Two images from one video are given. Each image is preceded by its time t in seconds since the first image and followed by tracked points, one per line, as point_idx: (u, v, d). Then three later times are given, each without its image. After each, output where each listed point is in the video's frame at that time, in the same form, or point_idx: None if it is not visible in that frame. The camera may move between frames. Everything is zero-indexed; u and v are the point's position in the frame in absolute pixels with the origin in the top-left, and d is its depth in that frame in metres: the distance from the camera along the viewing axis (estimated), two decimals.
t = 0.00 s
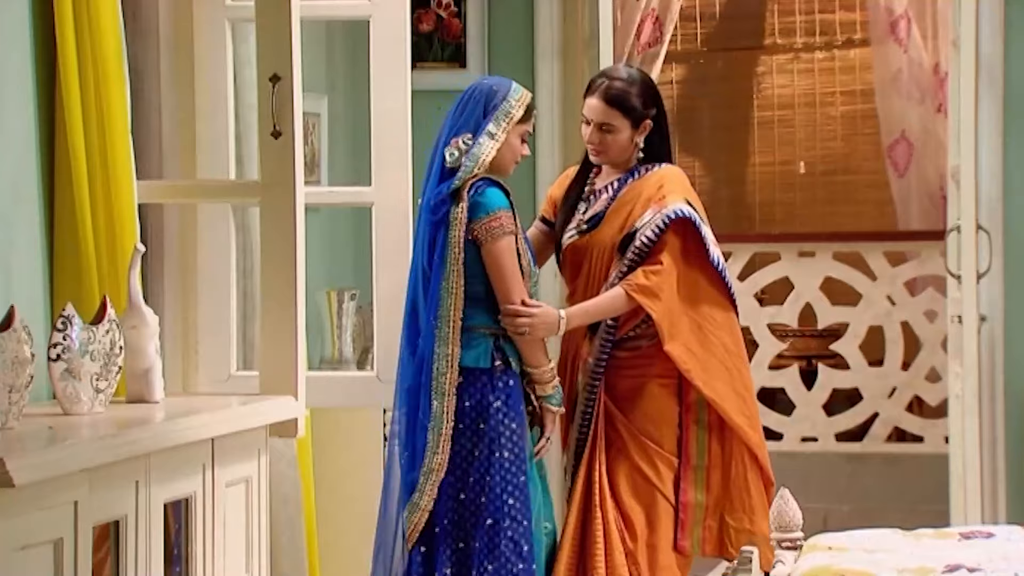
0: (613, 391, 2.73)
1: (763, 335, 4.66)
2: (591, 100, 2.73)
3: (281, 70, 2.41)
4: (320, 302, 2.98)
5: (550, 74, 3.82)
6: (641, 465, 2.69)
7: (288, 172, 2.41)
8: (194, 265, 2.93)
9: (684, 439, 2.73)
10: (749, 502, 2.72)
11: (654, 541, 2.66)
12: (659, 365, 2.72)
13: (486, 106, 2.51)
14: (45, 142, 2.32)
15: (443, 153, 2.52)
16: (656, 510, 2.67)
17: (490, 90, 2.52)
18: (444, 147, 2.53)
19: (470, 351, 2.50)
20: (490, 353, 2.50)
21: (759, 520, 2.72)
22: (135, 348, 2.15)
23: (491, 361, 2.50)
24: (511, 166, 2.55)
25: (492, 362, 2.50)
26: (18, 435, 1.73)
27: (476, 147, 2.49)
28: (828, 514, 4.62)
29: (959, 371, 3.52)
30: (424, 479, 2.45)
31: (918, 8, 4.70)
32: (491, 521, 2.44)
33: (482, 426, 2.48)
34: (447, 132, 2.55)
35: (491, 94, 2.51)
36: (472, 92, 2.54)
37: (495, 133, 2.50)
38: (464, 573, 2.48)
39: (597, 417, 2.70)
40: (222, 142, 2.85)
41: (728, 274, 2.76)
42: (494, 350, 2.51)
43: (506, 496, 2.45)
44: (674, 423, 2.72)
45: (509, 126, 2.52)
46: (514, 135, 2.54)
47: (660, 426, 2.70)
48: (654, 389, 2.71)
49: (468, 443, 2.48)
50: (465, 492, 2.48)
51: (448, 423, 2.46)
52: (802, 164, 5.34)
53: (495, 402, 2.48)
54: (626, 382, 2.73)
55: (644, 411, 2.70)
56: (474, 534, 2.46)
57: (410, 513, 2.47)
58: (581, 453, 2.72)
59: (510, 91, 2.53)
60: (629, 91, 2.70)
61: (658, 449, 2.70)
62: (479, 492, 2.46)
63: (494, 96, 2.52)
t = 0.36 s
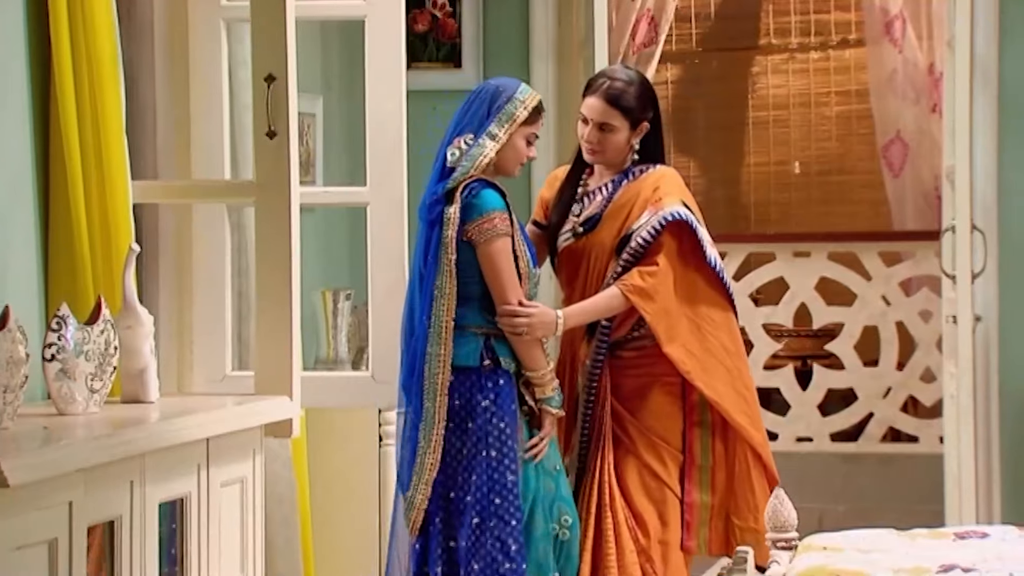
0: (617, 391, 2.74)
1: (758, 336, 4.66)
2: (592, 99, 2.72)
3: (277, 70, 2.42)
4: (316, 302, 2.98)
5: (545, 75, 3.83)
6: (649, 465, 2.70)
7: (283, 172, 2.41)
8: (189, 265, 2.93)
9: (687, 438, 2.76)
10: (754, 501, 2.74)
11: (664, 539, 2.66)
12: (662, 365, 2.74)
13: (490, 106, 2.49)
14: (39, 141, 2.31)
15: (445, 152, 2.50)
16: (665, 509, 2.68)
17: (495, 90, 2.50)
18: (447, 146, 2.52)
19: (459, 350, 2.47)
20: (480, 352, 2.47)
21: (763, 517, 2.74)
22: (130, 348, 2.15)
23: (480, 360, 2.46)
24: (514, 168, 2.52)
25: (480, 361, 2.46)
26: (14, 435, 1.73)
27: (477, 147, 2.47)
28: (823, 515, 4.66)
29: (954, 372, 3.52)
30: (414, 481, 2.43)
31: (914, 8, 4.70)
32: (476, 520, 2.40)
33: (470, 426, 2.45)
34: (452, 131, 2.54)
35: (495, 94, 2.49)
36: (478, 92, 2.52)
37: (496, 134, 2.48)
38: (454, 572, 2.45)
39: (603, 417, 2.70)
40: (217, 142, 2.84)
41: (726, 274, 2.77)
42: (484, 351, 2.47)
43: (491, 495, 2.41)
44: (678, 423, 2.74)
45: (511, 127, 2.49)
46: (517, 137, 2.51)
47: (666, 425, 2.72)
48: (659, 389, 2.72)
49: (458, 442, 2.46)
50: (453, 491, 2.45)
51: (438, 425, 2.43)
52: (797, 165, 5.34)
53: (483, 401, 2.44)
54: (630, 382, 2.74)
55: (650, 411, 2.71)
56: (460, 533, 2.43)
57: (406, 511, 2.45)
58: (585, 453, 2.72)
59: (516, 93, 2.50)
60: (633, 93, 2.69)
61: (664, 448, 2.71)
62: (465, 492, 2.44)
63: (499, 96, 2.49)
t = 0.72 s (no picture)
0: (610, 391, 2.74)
1: (742, 335, 4.66)
2: (583, 97, 2.73)
3: (260, 70, 2.41)
4: (299, 302, 2.98)
5: (528, 76, 3.82)
6: (644, 465, 2.71)
7: (266, 172, 2.41)
8: (171, 266, 2.92)
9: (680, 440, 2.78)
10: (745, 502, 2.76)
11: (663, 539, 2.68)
12: (655, 366, 2.74)
13: (487, 108, 2.52)
14: (22, 141, 2.31)
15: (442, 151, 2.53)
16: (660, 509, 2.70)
17: (493, 91, 2.53)
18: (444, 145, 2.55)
19: (448, 349, 2.50)
20: (469, 351, 2.50)
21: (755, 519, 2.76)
22: (112, 349, 2.15)
23: (468, 359, 2.49)
24: (513, 168, 2.54)
25: (468, 361, 2.49)
26: None
27: (472, 147, 2.50)
28: (806, 515, 4.65)
29: (936, 372, 3.53)
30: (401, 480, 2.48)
31: (896, 8, 4.70)
32: (459, 519, 2.44)
33: (455, 425, 2.48)
34: (450, 130, 2.57)
35: (493, 95, 2.52)
36: (477, 92, 2.55)
37: (492, 135, 2.50)
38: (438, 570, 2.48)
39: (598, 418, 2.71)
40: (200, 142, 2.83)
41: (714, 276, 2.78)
42: (474, 349, 2.50)
43: (473, 495, 2.44)
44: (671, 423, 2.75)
45: (507, 128, 2.51)
46: (515, 137, 2.53)
47: (660, 425, 2.73)
48: (652, 389, 2.73)
49: (444, 441, 2.49)
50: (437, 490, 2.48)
51: (425, 426, 2.47)
52: (780, 165, 5.34)
53: (469, 400, 2.48)
54: (623, 382, 2.74)
55: (643, 412, 2.72)
56: (443, 531, 2.46)
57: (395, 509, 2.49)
58: (580, 451, 2.73)
59: (513, 94, 2.52)
60: (625, 91, 2.71)
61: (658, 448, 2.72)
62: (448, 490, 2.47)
63: (496, 97, 2.52)
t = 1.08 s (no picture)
0: (604, 392, 2.69)
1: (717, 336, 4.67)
2: (579, 94, 2.70)
3: (233, 70, 2.41)
4: (273, 303, 2.97)
5: (503, 75, 3.82)
6: (640, 466, 2.68)
7: (240, 169, 2.40)
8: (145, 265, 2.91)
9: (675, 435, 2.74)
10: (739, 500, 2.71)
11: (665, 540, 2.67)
12: (648, 366, 2.71)
13: (485, 110, 2.46)
14: None
15: (439, 154, 2.47)
16: (655, 510, 2.68)
17: (492, 94, 2.46)
18: (442, 148, 2.49)
19: (447, 353, 2.44)
20: (468, 354, 2.43)
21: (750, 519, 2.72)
22: (85, 349, 2.14)
23: (467, 363, 2.43)
24: (511, 172, 2.48)
25: (467, 365, 2.43)
26: None
27: (468, 150, 2.44)
28: (779, 516, 4.68)
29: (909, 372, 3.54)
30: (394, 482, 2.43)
31: (869, 9, 4.71)
32: (454, 522, 2.39)
33: (452, 428, 2.43)
34: (449, 134, 2.50)
35: (490, 98, 2.46)
36: (476, 95, 2.49)
37: (489, 138, 2.44)
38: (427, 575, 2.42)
39: (594, 419, 2.67)
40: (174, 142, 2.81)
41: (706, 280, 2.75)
42: (472, 353, 2.43)
43: (469, 498, 2.38)
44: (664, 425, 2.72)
45: (504, 131, 2.45)
46: (513, 141, 2.47)
47: (652, 427, 2.70)
48: (646, 391, 2.70)
49: (441, 445, 2.44)
50: (430, 493, 2.43)
51: (418, 427, 2.43)
52: (755, 165, 5.32)
53: (468, 404, 2.42)
54: (616, 383, 2.70)
55: (637, 413, 2.69)
56: (438, 535, 2.41)
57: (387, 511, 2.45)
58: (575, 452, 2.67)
59: (512, 97, 2.46)
60: (620, 88, 2.69)
61: (651, 451, 2.69)
62: (444, 493, 2.42)
63: (493, 100, 2.46)
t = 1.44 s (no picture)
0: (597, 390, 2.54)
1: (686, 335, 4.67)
2: (571, 93, 2.54)
3: (199, 69, 2.32)
4: (241, 304, 3.02)
5: (470, 74, 3.81)
6: (629, 466, 2.54)
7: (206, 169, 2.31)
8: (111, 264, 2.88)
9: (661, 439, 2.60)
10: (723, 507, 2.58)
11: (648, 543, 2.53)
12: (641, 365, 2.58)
13: (484, 106, 2.29)
14: None
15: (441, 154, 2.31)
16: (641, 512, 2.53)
17: (491, 89, 2.30)
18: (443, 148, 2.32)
19: (457, 357, 2.27)
20: (478, 358, 2.26)
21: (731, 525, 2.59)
22: (51, 349, 2.13)
23: (478, 368, 2.26)
24: (514, 171, 2.32)
25: (478, 368, 2.26)
26: None
27: (469, 148, 2.28)
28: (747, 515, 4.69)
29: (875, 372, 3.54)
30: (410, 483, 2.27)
31: (836, 11, 4.66)
32: (466, 525, 2.23)
33: (462, 432, 2.27)
34: (448, 132, 2.34)
35: (488, 94, 2.28)
36: (475, 90, 2.32)
37: (490, 136, 2.28)
38: None
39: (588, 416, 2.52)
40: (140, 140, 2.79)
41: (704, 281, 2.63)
42: (481, 357, 2.26)
43: (482, 501, 2.24)
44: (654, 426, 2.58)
45: (505, 129, 2.29)
46: (513, 137, 2.30)
47: (644, 427, 2.56)
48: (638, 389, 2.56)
49: (450, 448, 2.28)
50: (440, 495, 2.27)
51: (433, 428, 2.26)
52: (722, 165, 5.28)
53: (478, 408, 2.26)
54: (609, 381, 2.55)
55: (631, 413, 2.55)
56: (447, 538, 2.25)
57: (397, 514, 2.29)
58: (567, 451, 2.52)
59: (512, 92, 2.30)
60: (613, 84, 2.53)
61: (639, 451, 2.55)
62: (453, 497, 2.26)
63: (492, 95, 2.29)
